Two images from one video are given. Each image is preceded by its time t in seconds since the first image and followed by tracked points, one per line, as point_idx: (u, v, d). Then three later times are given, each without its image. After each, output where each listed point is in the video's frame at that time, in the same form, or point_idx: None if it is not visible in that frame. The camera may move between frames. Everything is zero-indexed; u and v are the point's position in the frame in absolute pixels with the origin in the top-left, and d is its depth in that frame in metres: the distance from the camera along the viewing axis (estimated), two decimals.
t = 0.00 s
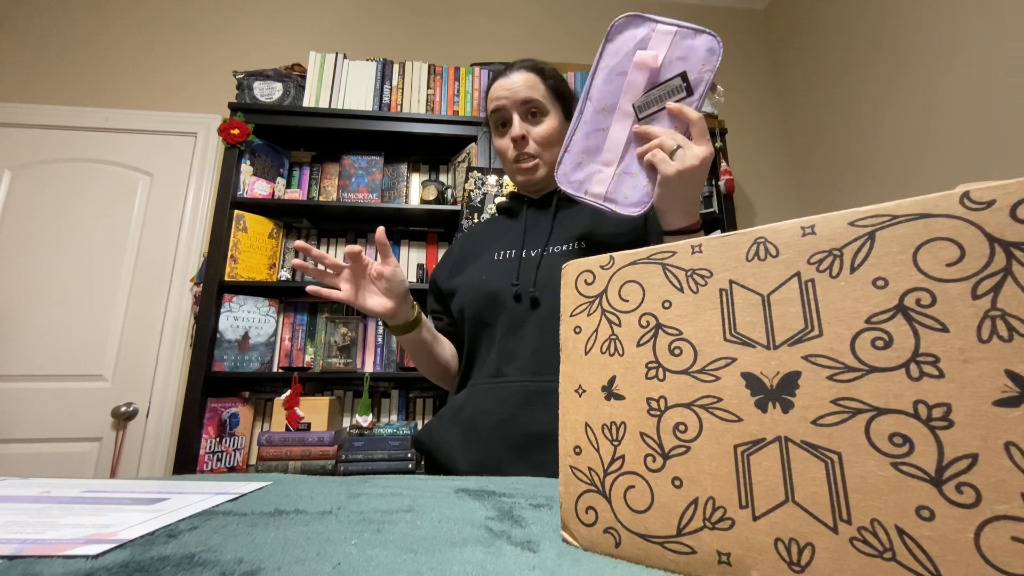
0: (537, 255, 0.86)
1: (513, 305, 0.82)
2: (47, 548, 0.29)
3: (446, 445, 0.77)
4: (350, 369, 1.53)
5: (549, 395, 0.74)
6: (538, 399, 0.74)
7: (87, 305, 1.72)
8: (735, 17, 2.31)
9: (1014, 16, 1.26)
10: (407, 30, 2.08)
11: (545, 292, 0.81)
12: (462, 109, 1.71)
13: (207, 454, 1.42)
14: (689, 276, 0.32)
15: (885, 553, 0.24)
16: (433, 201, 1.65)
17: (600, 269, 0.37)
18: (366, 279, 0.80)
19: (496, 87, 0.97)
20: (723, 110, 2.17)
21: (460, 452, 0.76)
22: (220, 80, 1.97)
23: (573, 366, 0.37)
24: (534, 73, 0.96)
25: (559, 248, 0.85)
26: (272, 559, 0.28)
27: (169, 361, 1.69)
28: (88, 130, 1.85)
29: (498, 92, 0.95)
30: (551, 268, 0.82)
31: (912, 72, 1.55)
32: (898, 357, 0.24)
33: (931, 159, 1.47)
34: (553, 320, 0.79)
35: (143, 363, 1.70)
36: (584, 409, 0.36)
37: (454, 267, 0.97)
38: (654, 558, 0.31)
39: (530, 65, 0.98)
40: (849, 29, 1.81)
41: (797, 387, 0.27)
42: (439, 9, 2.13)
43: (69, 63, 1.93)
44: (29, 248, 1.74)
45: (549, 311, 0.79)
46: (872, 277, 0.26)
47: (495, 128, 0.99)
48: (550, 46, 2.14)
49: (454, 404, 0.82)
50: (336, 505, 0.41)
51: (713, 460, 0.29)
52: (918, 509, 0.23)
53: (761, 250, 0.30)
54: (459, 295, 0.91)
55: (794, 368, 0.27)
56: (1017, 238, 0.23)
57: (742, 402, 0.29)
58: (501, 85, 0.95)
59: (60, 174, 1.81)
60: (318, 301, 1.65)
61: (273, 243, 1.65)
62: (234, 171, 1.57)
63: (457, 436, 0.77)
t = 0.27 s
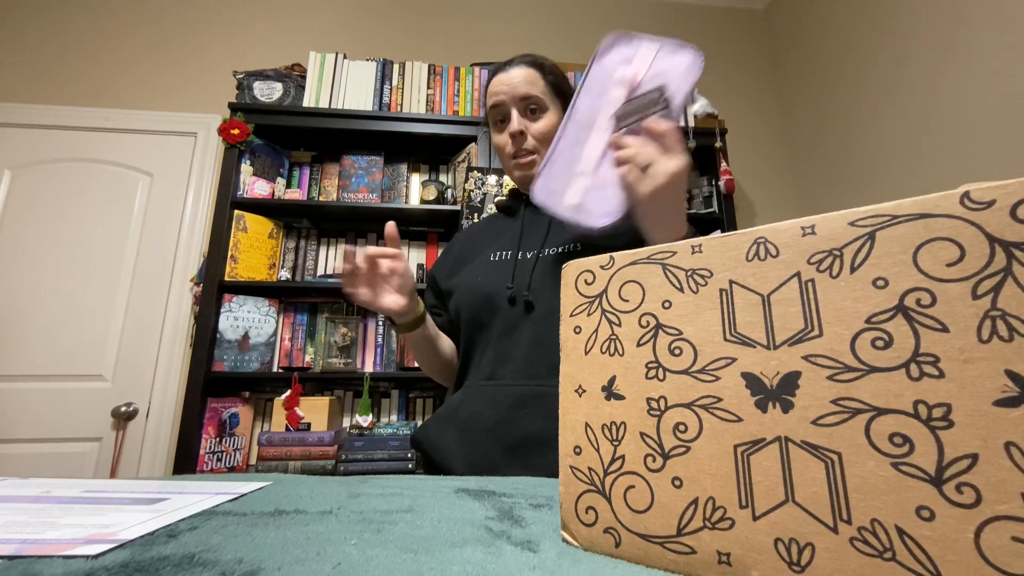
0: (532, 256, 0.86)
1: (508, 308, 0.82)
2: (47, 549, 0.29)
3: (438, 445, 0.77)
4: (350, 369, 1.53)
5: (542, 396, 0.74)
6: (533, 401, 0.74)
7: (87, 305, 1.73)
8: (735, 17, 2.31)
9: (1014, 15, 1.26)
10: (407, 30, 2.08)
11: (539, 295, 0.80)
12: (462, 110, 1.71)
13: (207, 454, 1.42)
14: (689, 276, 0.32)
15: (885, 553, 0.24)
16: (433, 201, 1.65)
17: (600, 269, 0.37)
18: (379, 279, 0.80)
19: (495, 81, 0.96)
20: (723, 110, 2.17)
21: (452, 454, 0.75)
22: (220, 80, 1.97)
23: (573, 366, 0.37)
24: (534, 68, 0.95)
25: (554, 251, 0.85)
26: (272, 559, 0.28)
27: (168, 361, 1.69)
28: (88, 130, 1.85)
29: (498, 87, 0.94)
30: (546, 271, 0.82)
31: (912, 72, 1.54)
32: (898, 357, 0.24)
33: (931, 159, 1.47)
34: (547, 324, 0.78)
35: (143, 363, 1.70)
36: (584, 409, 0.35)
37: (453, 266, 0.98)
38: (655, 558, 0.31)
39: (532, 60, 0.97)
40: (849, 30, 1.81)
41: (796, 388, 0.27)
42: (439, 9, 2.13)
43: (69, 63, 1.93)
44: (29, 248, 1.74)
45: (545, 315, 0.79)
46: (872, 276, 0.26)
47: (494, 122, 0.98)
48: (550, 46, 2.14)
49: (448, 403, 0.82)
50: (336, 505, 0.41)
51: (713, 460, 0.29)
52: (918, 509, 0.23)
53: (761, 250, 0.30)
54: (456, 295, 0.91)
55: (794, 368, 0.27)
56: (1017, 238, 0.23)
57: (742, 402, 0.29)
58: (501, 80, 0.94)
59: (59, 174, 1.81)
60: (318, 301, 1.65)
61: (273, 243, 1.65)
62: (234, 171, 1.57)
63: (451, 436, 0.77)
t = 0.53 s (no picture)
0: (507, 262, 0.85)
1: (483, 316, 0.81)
2: (47, 548, 0.29)
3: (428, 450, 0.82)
4: (350, 369, 1.52)
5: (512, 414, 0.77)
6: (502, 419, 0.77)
7: (87, 305, 1.73)
8: (735, 17, 2.31)
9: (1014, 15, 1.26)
10: (407, 30, 2.08)
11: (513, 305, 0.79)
12: (462, 110, 1.71)
13: (207, 454, 1.42)
14: (689, 276, 0.32)
15: (885, 553, 0.24)
16: (433, 201, 1.65)
17: (600, 269, 0.37)
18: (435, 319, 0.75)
19: (498, 63, 0.94)
20: (722, 110, 2.17)
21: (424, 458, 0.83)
22: (220, 80, 1.97)
23: (573, 366, 0.37)
24: (541, 58, 0.95)
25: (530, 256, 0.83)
26: (271, 559, 0.28)
27: (168, 361, 1.69)
28: (88, 130, 1.85)
29: (503, 68, 0.92)
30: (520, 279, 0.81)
31: (912, 72, 1.54)
32: (898, 357, 0.24)
33: (931, 159, 1.47)
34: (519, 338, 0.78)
35: (143, 363, 1.70)
36: (584, 409, 0.35)
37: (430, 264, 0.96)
38: (655, 558, 0.31)
39: (538, 49, 0.96)
40: (849, 30, 1.81)
41: (796, 387, 0.27)
42: (440, 9, 2.13)
43: (69, 63, 1.93)
44: (29, 248, 1.74)
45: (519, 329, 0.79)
46: (872, 276, 0.26)
47: (489, 103, 0.95)
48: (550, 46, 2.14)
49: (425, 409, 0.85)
50: (335, 505, 0.41)
51: (713, 460, 0.29)
52: (918, 509, 0.23)
53: (761, 250, 0.30)
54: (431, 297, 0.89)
55: (794, 368, 0.27)
56: (1017, 238, 0.23)
57: (743, 403, 0.29)
58: (505, 63, 0.93)
59: (59, 174, 1.81)
60: (318, 301, 1.65)
61: (273, 243, 1.65)
62: (234, 171, 1.57)
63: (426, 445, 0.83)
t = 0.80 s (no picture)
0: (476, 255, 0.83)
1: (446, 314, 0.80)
2: (48, 548, 0.29)
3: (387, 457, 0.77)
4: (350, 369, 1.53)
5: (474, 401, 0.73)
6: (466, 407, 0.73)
7: (88, 305, 1.72)
8: (735, 17, 2.31)
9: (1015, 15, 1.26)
10: (407, 30, 2.08)
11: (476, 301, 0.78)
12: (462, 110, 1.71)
13: (207, 454, 1.42)
14: (689, 276, 0.32)
15: (885, 552, 0.24)
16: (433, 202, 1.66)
17: (600, 269, 0.37)
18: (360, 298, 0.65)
19: (458, 51, 0.91)
20: (722, 110, 2.16)
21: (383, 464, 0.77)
22: (220, 80, 1.97)
23: (573, 366, 0.37)
24: (503, 49, 0.93)
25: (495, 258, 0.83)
26: (271, 559, 0.28)
27: (168, 361, 1.69)
28: (88, 130, 1.85)
29: (463, 57, 0.90)
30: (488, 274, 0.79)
31: (913, 72, 1.54)
32: (898, 356, 0.24)
33: (931, 159, 1.47)
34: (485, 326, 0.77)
35: (143, 363, 1.69)
36: (584, 409, 0.35)
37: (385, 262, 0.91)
38: (655, 558, 0.31)
39: (501, 40, 0.94)
40: (849, 30, 1.81)
41: (796, 387, 0.27)
42: (439, 9, 2.13)
43: (69, 63, 1.93)
44: (29, 248, 1.74)
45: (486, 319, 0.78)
46: (873, 276, 0.26)
47: (449, 92, 0.92)
48: (550, 46, 2.14)
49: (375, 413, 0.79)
50: (336, 505, 0.41)
51: (713, 460, 0.29)
52: (918, 509, 0.23)
53: (761, 250, 0.30)
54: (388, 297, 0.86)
55: (794, 368, 0.27)
56: (1017, 238, 0.23)
57: (743, 403, 0.29)
58: (466, 51, 0.90)
59: (60, 174, 1.81)
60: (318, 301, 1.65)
61: (273, 243, 1.65)
62: (234, 171, 1.57)
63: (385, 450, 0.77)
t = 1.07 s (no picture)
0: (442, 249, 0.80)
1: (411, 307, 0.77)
2: (47, 548, 0.29)
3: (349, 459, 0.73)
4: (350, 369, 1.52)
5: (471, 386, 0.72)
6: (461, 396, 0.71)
7: (88, 305, 1.72)
8: (735, 17, 2.31)
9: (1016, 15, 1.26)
10: (406, 30, 2.08)
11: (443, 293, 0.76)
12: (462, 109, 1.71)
13: (207, 454, 1.42)
14: (689, 276, 0.32)
15: (885, 552, 0.24)
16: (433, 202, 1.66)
17: (600, 269, 0.37)
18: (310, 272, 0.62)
19: (421, 49, 0.93)
20: (722, 110, 2.16)
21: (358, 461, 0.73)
22: (220, 80, 1.97)
23: (573, 366, 0.37)
24: (465, 47, 0.94)
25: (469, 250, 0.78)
26: (272, 559, 0.28)
27: (168, 361, 1.69)
28: (88, 130, 1.85)
29: (426, 55, 0.91)
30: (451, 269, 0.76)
31: (913, 71, 1.54)
32: (898, 356, 0.24)
33: (931, 159, 1.47)
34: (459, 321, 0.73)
35: (142, 363, 1.69)
36: (584, 409, 0.35)
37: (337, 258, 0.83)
38: (655, 558, 0.31)
39: (462, 40, 0.95)
40: (849, 30, 1.81)
41: (796, 387, 0.27)
42: (439, 9, 2.13)
43: (70, 63, 1.93)
44: (30, 248, 1.73)
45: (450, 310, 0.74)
46: (872, 276, 0.26)
47: (412, 90, 0.93)
48: (551, 46, 2.14)
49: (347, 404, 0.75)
50: (335, 505, 0.41)
51: (713, 460, 0.29)
52: (918, 509, 0.23)
53: (761, 250, 0.30)
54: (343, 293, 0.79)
55: (794, 368, 0.27)
56: (1017, 238, 0.23)
57: (743, 403, 0.29)
58: (429, 49, 0.91)
59: (60, 174, 1.81)
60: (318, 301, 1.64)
61: (273, 243, 1.65)
62: (234, 171, 1.57)
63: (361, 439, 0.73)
